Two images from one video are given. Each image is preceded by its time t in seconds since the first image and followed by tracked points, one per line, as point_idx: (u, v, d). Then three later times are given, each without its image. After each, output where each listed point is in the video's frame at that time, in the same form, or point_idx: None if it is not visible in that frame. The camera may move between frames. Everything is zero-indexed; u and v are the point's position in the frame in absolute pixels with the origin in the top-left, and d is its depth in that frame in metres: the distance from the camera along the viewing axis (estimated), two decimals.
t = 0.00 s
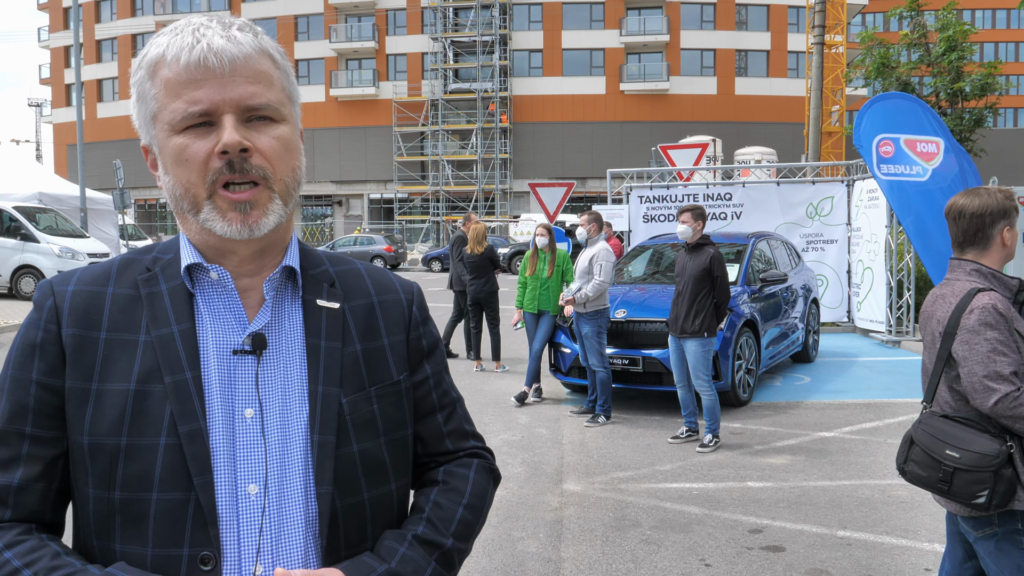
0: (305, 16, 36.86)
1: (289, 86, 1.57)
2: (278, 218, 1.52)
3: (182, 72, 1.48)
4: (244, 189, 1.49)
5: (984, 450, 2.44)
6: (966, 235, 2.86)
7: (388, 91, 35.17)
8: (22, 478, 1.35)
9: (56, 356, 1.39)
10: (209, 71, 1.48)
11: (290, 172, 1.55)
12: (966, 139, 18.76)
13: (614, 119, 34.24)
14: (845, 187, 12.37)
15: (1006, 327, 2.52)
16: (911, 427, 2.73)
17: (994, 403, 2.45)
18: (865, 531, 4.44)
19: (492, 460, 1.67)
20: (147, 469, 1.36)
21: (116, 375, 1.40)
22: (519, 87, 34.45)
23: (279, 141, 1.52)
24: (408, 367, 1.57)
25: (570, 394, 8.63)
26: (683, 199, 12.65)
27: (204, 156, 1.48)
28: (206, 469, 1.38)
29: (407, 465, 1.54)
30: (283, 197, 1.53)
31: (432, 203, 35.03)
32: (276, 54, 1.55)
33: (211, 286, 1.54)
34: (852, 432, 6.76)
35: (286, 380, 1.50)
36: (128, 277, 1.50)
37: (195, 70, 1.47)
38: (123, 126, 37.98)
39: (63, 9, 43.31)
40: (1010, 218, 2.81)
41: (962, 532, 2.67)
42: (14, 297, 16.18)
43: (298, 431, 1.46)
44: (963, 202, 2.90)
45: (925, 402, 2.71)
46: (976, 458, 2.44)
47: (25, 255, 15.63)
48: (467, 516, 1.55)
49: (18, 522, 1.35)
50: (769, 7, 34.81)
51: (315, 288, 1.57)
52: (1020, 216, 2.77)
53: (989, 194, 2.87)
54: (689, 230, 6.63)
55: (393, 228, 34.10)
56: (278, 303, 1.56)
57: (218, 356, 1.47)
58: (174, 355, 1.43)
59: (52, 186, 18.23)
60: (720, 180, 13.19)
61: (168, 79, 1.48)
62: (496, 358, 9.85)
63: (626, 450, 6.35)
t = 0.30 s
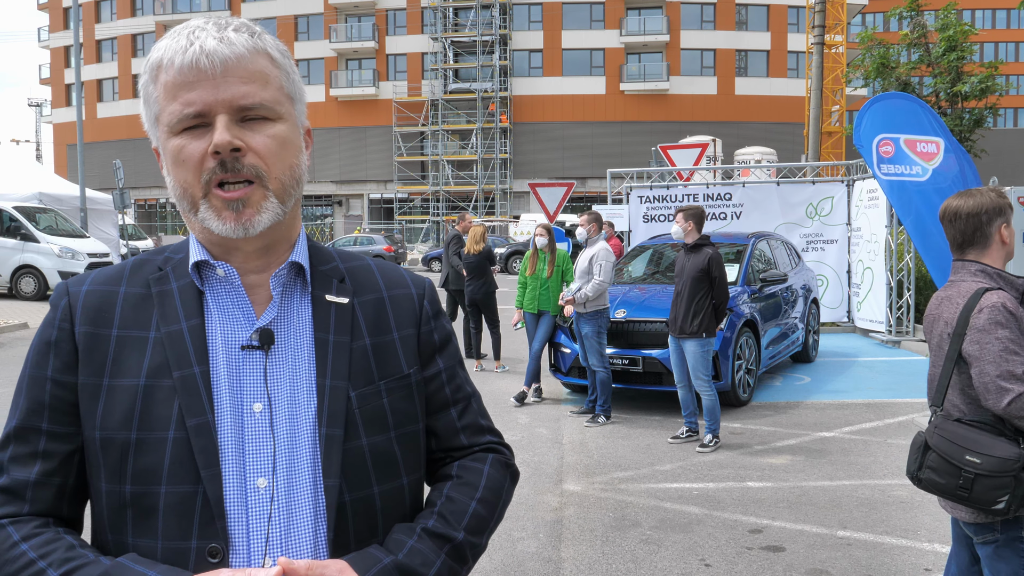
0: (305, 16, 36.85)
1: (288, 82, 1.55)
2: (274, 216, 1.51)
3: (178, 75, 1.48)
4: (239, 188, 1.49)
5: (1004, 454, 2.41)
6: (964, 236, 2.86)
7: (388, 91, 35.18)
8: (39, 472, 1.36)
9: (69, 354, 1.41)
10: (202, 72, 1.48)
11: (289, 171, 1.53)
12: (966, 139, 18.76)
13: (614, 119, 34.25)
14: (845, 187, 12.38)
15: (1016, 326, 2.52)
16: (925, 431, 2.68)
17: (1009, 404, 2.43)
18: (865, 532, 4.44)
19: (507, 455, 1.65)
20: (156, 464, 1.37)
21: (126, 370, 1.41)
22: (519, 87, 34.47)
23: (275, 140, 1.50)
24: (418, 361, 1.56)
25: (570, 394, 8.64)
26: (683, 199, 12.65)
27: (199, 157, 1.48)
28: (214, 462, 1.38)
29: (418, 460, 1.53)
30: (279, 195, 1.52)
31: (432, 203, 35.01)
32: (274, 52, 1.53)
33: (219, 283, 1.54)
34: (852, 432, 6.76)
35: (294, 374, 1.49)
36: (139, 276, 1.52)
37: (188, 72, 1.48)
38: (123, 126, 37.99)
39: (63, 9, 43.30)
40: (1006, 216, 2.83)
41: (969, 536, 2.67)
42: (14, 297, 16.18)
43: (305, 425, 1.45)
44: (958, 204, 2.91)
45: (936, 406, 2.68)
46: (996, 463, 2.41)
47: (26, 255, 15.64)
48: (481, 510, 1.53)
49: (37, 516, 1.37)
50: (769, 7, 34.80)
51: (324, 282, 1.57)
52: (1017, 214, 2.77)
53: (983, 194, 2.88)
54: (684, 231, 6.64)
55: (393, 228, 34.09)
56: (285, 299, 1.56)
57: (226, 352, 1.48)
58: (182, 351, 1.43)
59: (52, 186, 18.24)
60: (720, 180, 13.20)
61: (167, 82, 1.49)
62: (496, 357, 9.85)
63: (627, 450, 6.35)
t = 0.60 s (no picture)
0: (304, 16, 36.85)
1: (300, 77, 1.52)
2: (284, 213, 1.48)
3: (190, 77, 1.49)
4: (246, 185, 1.47)
5: (1015, 456, 2.41)
6: (966, 235, 2.87)
7: (388, 91, 35.18)
8: (73, 465, 1.39)
9: (101, 349, 1.43)
10: (208, 74, 1.48)
11: (298, 167, 1.50)
12: (966, 139, 18.76)
13: (614, 119, 34.24)
14: (845, 187, 12.38)
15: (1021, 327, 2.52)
16: (935, 434, 2.67)
17: (1014, 405, 2.44)
18: (865, 531, 4.44)
19: (538, 452, 1.62)
20: (182, 456, 1.38)
21: (155, 365, 1.42)
22: (519, 87, 34.48)
23: (281, 138, 1.48)
24: (445, 357, 1.54)
25: (570, 394, 8.64)
26: (683, 199, 12.65)
27: (207, 157, 1.48)
28: (239, 456, 1.38)
29: (445, 456, 1.51)
30: (287, 192, 1.49)
31: (432, 203, 35.00)
32: (286, 49, 1.51)
33: (244, 279, 1.54)
34: (852, 432, 6.76)
35: (318, 371, 1.48)
36: (169, 275, 1.53)
37: (195, 75, 1.48)
38: (123, 126, 38.00)
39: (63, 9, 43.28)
40: (1008, 215, 2.83)
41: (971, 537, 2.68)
42: (14, 297, 16.19)
43: (330, 420, 1.44)
44: (961, 203, 2.91)
45: (944, 408, 2.67)
46: (1009, 465, 2.40)
47: (26, 255, 15.64)
48: (508, 507, 1.50)
49: (71, 508, 1.39)
50: (769, 7, 34.80)
51: (350, 279, 1.56)
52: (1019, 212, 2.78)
53: (985, 193, 2.89)
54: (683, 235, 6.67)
55: (393, 228, 34.07)
56: (311, 296, 1.55)
57: (251, 349, 1.47)
58: (208, 346, 1.43)
59: (52, 186, 18.24)
60: (720, 180, 13.20)
61: (182, 85, 1.50)
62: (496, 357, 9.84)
63: (626, 450, 6.35)
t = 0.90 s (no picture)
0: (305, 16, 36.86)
1: (336, 77, 1.54)
2: (319, 209, 1.50)
3: (227, 73, 1.49)
4: (285, 180, 1.49)
5: (1006, 458, 2.41)
6: (967, 236, 2.87)
7: (388, 91, 35.20)
8: (104, 465, 1.39)
9: (131, 350, 1.43)
10: (247, 71, 1.48)
11: (334, 165, 1.52)
12: (966, 139, 18.78)
13: (614, 119, 34.26)
14: (845, 187, 12.38)
15: (1018, 330, 2.52)
16: (927, 434, 2.68)
17: (1010, 408, 2.44)
18: (865, 531, 4.44)
19: (563, 448, 1.62)
20: (213, 455, 1.38)
21: (185, 365, 1.42)
22: (519, 87, 34.48)
23: (320, 136, 1.50)
24: (472, 354, 1.54)
25: (570, 394, 8.64)
26: (683, 199, 12.65)
27: (247, 153, 1.49)
28: (270, 455, 1.38)
29: (474, 450, 1.51)
30: (324, 188, 1.51)
31: (432, 203, 34.93)
32: (322, 48, 1.53)
33: (273, 278, 1.54)
34: (852, 432, 6.76)
35: (348, 370, 1.48)
36: (197, 275, 1.53)
37: (235, 71, 1.48)
38: (123, 126, 38.00)
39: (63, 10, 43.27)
40: (1009, 217, 2.83)
41: (966, 535, 2.68)
42: (13, 297, 16.21)
43: (360, 416, 1.45)
44: (962, 203, 2.91)
45: (938, 409, 2.67)
46: (998, 467, 2.41)
47: (25, 255, 15.63)
48: (534, 501, 1.50)
49: (100, 507, 1.40)
50: (769, 7, 34.82)
51: (377, 277, 1.56)
52: (1020, 214, 2.78)
53: (986, 194, 2.89)
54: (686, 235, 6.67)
55: (393, 228, 34.04)
56: (338, 293, 1.56)
57: (281, 346, 1.47)
58: (238, 345, 1.44)
59: (52, 186, 18.23)
60: (720, 180, 13.19)
61: (218, 81, 1.51)
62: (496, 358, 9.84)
63: (626, 450, 6.35)
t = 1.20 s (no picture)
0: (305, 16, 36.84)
1: (365, 78, 1.55)
2: (352, 211, 1.52)
3: (259, 73, 1.50)
4: (320, 183, 1.50)
5: (1006, 459, 2.41)
6: (972, 236, 2.86)
7: (388, 91, 35.21)
8: (124, 461, 1.39)
9: (155, 347, 1.44)
10: (284, 71, 1.49)
11: (365, 166, 1.54)
12: (966, 140, 18.78)
13: (614, 119, 34.26)
14: (845, 187, 12.39)
15: (1021, 331, 2.52)
16: (929, 434, 2.68)
17: (1011, 409, 2.44)
18: (865, 532, 4.44)
19: (581, 445, 1.64)
20: (239, 453, 1.38)
21: (210, 363, 1.42)
22: (519, 87, 34.48)
23: (354, 137, 1.51)
24: (493, 352, 1.56)
25: (570, 394, 8.64)
26: (683, 199, 12.65)
27: (281, 154, 1.50)
28: (297, 452, 1.38)
29: (496, 448, 1.53)
30: (356, 190, 1.53)
31: (432, 203, 34.86)
32: (351, 50, 1.54)
33: (297, 278, 1.55)
34: (852, 432, 6.76)
35: (374, 369, 1.49)
36: (220, 274, 1.53)
37: (270, 71, 1.49)
38: (123, 126, 37.99)
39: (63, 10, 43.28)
40: (1014, 218, 2.83)
41: (967, 535, 2.68)
42: (13, 297, 16.23)
43: (387, 415, 1.46)
44: (967, 204, 2.91)
45: (940, 409, 2.67)
46: (998, 467, 2.41)
47: (26, 255, 15.63)
48: (560, 496, 1.51)
49: (122, 502, 1.39)
50: (768, 7, 34.82)
51: (400, 277, 1.58)
52: None
53: (991, 194, 2.89)
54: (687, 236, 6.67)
55: (393, 228, 34.00)
56: (362, 292, 1.57)
57: (306, 345, 1.48)
58: (262, 344, 1.44)
59: (52, 186, 18.24)
60: (720, 180, 13.19)
61: (249, 80, 1.51)
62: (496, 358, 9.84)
63: (626, 450, 6.35)
